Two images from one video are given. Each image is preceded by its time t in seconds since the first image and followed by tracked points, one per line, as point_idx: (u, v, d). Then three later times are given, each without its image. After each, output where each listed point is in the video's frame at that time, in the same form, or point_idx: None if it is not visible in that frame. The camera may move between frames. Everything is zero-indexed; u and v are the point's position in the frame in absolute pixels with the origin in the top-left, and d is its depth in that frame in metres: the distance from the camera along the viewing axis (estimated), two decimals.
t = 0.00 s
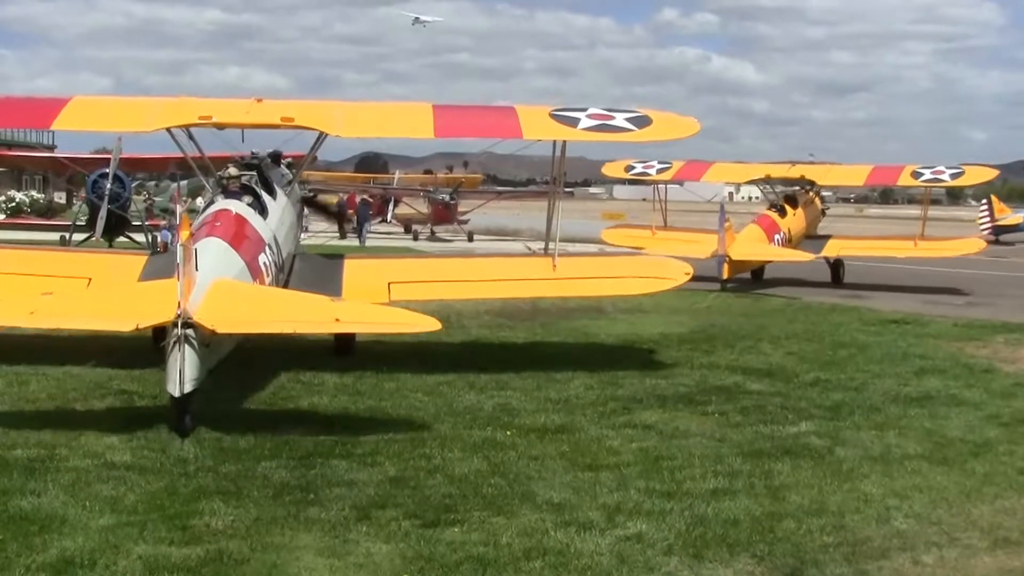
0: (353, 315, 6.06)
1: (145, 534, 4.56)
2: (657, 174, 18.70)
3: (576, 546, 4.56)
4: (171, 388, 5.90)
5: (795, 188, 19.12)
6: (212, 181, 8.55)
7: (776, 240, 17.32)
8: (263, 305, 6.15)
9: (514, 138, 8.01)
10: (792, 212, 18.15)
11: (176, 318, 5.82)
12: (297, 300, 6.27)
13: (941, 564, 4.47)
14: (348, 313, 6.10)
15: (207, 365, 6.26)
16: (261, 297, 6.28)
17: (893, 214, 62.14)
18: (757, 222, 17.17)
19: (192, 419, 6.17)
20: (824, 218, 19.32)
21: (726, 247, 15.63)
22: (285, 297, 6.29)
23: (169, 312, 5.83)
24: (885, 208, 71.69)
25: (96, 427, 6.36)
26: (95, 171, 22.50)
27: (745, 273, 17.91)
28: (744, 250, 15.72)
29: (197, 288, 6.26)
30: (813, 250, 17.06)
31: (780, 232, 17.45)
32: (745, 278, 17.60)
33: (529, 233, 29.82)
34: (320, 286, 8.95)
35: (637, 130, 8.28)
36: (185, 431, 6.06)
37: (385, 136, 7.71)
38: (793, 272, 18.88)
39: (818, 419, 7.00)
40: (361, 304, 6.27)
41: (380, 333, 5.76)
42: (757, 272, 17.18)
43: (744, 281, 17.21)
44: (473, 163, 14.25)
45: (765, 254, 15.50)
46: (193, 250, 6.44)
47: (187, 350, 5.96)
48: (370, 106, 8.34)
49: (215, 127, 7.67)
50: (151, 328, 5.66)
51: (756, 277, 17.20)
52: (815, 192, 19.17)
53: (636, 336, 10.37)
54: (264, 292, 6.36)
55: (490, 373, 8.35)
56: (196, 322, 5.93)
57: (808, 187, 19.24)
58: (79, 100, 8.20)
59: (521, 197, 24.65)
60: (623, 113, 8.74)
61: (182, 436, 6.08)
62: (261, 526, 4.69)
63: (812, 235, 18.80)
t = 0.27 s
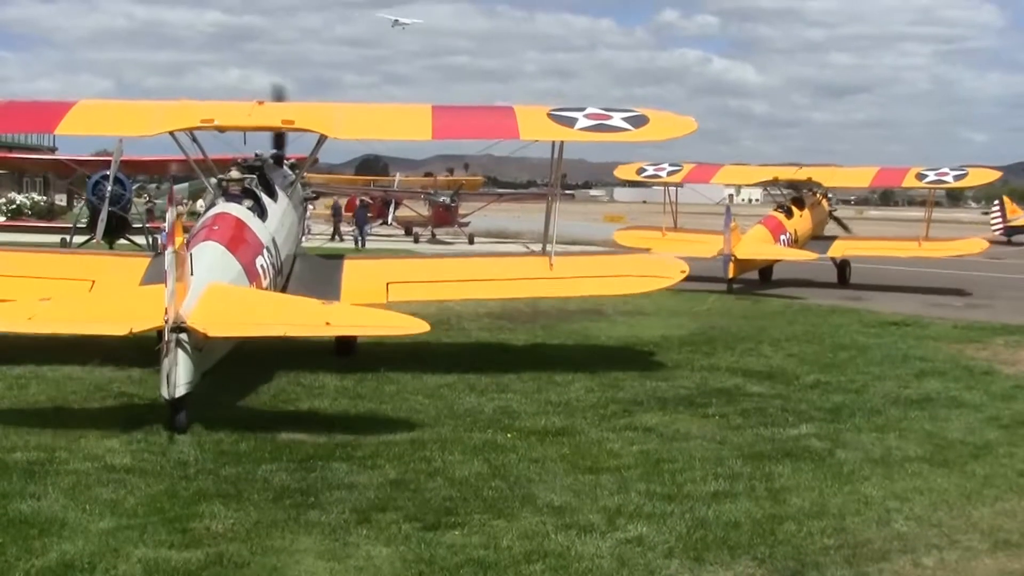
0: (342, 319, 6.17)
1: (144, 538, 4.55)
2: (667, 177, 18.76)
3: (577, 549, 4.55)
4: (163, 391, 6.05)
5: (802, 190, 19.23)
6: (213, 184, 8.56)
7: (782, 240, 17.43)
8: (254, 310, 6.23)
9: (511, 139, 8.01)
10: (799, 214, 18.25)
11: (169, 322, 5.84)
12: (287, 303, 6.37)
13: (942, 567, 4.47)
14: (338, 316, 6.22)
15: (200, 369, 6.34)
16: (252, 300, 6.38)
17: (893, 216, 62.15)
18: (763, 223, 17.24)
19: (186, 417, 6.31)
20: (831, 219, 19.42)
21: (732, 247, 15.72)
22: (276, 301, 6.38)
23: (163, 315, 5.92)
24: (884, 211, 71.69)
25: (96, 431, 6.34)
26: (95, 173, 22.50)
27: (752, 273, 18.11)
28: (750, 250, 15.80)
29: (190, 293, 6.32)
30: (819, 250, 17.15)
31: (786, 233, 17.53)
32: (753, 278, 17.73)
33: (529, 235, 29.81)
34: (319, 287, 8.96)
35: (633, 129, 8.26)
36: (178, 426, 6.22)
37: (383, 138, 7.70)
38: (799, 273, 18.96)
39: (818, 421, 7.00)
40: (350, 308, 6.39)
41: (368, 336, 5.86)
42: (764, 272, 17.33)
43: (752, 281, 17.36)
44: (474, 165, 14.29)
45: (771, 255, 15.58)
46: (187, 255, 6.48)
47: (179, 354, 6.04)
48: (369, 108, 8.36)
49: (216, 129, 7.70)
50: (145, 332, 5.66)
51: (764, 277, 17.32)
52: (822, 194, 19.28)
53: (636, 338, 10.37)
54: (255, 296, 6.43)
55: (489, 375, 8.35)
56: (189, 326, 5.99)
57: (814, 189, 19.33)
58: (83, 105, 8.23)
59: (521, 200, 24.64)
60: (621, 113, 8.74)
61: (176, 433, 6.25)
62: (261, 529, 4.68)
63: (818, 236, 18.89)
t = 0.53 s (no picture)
0: (337, 312, 6.27)
1: (144, 540, 4.55)
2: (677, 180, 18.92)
3: (577, 550, 4.55)
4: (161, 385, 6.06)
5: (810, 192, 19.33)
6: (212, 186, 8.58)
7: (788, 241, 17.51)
8: (249, 305, 6.32)
9: (503, 136, 8.05)
10: (806, 215, 18.34)
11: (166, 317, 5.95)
12: (283, 298, 6.46)
13: (943, 568, 4.47)
14: (332, 310, 6.32)
15: (197, 363, 6.35)
16: (248, 294, 6.47)
17: (894, 218, 62.18)
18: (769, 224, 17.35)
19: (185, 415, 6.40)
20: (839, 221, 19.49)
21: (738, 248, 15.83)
22: (272, 296, 6.47)
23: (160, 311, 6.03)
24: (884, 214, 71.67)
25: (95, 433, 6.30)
26: (94, 175, 22.50)
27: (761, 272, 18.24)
28: (756, 251, 15.91)
29: (188, 289, 6.41)
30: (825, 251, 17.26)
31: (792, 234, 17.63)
32: (762, 278, 17.84)
33: (530, 238, 29.80)
34: (317, 285, 8.98)
35: (622, 124, 8.28)
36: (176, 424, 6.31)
37: (376, 137, 7.75)
38: (805, 275, 19.00)
39: (819, 423, 7.00)
40: (343, 301, 6.50)
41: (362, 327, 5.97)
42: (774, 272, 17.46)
43: (759, 283, 17.48)
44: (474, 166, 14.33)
45: (778, 255, 15.70)
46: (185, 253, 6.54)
47: (178, 348, 6.07)
48: (364, 108, 8.42)
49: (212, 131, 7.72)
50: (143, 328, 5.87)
51: (772, 278, 17.45)
52: (830, 196, 19.36)
53: (636, 340, 10.36)
54: (248, 291, 6.52)
55: (489, 376, 8.35)
56: (186, 321, 6.08)
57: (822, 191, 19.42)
58: (83, 111, 8.30)
59: (521, 202, 24.66)
60: (612, 108, 8.77)
61: (175, 431, 6.31)
62: (260, 531, 4.68)
63: (826, 238, 18.97)
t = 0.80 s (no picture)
0: (335, 315, 6.29)
1: (144, 541, 4.54)
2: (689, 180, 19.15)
3: (577, 551, 4.55)
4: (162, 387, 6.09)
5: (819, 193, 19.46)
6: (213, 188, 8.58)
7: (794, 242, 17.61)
8: (249, 307, 6.34)
9: (500, 140, 8.06)
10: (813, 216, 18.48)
11: (169, 320, 5.98)
12: (282, 301, 6.47)
13: (944, 569, 4.46)
14: (331, 312, 6.33)
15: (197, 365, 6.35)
16: (248, 296, 6.48)
17: (893, 219, 62.26)
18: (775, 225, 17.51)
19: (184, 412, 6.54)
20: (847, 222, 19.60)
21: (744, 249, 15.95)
22: (271, 298, 6.48)
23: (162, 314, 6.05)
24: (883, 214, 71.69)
25: (95, 435, 6.28)
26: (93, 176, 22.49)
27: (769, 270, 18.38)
28: (761, 251, 16.07)
29: (189, 292, 6.42)
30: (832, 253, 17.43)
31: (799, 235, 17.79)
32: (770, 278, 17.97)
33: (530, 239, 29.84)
34: (317, 286, 8.99)
35: (617, 129, 8.30)
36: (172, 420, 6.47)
37: (374, 140, 7.78)
38: (806, 275, 19.03)
39: (819, 424, 6.99)
40: (343, 304, 6.51)
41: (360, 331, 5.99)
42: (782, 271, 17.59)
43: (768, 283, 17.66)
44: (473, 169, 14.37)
45: (785, 256, 15.86)
46: (186, 255, 6.54)
47: (179, 352, 6.12)
48: (363, 113, 8.43)
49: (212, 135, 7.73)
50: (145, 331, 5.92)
51: (781, 279, 17.64)
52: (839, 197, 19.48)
53: (636, 341, 10.35)
54: (247, 292, 6.53)
55: (489, 377, 8.34)
56: (188, 325, 6.10)
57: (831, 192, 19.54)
58: (86, 113, 8.33)
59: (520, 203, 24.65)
60: (608, 112, 8.79)
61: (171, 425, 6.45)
62: (261, 533, 4.67)
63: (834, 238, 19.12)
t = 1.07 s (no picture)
0: (336, 313, 6.29)
1: (144, 542, 4.54)
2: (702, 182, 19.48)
3: (577, 552, 4.54)
4: (167, 379, 6.13)
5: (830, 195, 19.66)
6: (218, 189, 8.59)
7: (803, 242, 17.95)
8: (251, 304, 6.34)
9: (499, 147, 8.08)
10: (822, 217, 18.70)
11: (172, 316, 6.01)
12: (283, 299, 6.47)
13: (944, 570, 4.46)
14: (332, 311, 6.34)
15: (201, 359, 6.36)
16: (250, 294, 6.48)
17: (893, 219, 62.26)
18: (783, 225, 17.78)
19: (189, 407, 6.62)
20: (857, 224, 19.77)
21: (751, 248, 16.28)
22: (273, 296, 6.49)
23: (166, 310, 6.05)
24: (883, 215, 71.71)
25: (95, 436, 6.26)
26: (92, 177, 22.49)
27: (778, 270, 18.67)
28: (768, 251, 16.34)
29: (193, 289, 6.42)
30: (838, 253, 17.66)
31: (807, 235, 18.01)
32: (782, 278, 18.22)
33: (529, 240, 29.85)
34: (318, 287, 8.99)
35: (617, 137, 8.32)
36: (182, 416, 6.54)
37: (375, 145, 7.91)
38: (808, 275, 19.06)
39: (819, 424, 6.99)
40: (344, 304, 6.51)
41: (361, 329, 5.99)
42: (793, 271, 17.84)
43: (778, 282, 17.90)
44: (474, 170, 14.37)
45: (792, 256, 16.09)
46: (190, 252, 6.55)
47: (184, 345, 6.13)
48: (368, 119, 8.47)
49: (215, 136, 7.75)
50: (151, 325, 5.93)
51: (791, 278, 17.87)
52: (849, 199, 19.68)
53: (636, 342, 10.34)
54: (249, 290, 6.54)
55: (489, 378, 8.33)
56: (191, 320, 6.11)
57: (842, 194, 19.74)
58: (94, 114, 8.43)
59: (519, 204, 24.67)
60: (608, 121, 8.82)
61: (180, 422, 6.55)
62: (261, 534, 4.67)
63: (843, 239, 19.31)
